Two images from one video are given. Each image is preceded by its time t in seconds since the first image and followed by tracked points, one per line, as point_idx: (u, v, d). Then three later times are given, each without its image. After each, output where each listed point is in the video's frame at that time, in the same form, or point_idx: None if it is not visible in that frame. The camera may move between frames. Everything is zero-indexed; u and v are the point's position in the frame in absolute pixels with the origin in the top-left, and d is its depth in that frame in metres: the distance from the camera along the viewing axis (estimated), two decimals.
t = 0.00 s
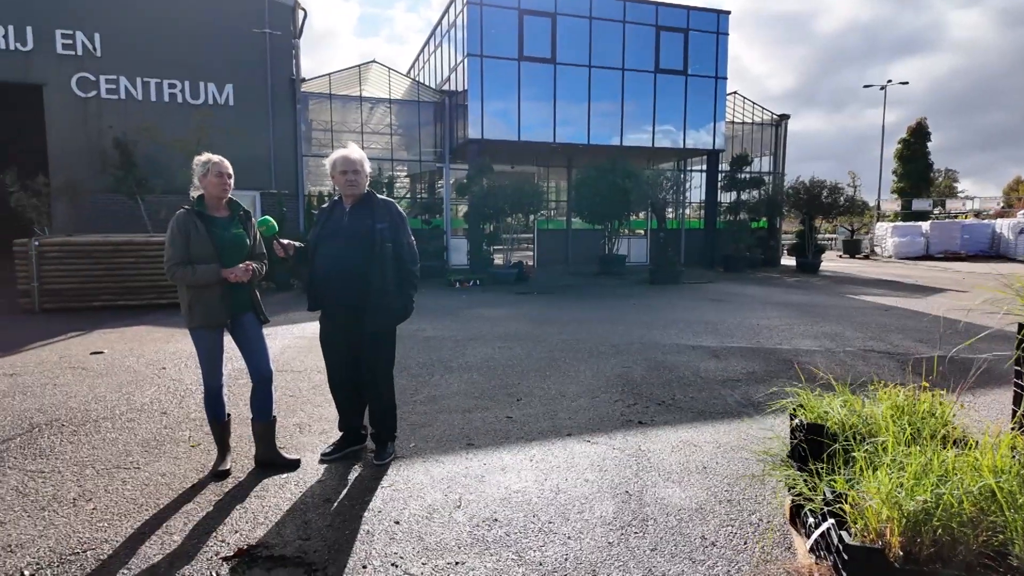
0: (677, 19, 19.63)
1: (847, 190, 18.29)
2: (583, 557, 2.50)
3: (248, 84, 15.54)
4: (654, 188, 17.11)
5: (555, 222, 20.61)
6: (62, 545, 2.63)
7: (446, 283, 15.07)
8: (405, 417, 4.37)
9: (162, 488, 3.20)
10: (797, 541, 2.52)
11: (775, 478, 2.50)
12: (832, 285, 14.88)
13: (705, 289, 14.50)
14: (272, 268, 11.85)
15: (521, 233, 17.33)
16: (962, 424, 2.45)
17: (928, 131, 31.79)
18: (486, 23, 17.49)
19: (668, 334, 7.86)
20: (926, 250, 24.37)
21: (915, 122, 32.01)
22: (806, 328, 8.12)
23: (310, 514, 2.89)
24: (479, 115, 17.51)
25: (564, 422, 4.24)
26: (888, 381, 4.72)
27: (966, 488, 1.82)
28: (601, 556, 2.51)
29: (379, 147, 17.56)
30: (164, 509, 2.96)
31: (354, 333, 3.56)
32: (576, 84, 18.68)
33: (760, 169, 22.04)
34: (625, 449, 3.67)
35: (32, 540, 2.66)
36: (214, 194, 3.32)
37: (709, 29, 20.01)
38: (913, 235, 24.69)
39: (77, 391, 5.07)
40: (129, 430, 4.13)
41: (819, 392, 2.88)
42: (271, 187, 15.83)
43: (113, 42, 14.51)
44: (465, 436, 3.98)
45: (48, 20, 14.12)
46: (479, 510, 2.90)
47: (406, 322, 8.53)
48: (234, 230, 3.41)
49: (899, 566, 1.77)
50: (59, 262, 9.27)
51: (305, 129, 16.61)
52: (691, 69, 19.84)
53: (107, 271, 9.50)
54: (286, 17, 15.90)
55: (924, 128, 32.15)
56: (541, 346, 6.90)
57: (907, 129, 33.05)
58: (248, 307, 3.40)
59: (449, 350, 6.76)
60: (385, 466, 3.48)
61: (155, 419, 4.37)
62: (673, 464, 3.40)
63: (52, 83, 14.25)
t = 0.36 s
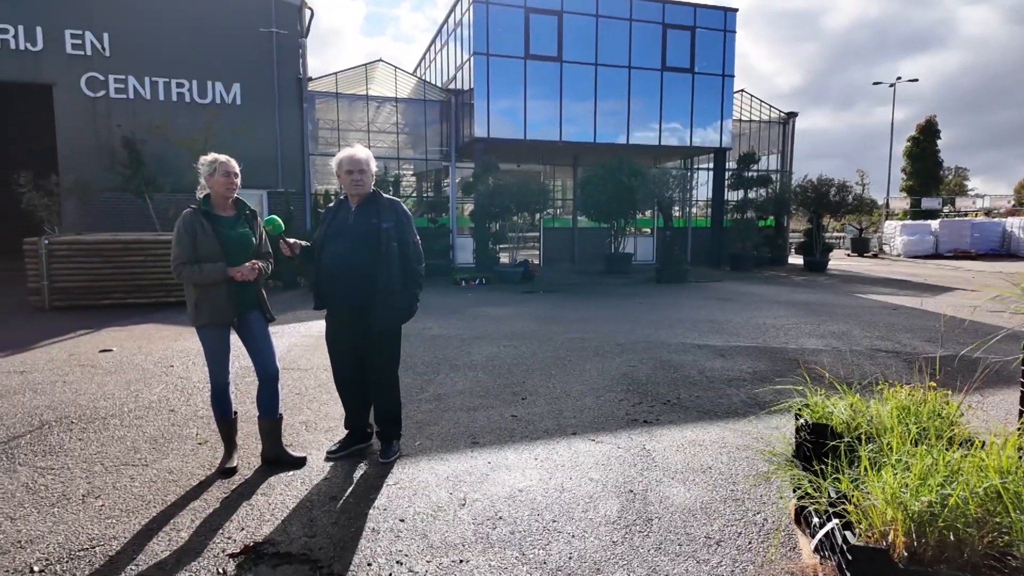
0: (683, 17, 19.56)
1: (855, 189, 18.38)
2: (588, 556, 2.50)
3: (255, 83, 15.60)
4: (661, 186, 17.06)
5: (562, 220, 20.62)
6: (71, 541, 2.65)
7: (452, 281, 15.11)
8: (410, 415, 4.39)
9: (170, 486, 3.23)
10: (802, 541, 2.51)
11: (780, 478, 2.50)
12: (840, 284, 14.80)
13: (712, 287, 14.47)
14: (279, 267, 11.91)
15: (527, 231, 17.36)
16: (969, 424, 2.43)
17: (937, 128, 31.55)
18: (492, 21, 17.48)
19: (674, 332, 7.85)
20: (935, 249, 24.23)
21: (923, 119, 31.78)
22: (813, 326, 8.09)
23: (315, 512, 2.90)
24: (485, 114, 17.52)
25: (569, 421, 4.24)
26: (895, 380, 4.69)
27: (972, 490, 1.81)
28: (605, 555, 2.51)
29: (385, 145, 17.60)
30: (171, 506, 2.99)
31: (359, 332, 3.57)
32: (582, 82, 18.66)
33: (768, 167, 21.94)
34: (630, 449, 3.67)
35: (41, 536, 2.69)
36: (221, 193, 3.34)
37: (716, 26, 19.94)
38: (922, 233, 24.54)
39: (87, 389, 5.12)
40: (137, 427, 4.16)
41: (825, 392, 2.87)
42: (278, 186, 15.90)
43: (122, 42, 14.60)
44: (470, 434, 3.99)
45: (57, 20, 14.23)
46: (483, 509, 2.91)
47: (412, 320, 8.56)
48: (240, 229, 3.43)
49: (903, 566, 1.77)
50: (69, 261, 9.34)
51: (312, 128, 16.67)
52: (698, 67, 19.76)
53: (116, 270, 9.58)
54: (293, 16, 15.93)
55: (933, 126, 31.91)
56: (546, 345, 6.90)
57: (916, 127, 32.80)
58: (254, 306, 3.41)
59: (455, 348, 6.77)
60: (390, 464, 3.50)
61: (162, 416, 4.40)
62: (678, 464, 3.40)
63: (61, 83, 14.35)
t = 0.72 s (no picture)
0: (688, 16, 19.53)
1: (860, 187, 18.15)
2: (590, 556, 2.51)
3: (260, 83, 15.65)
4: (666, 186, 16.99)
5: (566, 219, 20.60)
6: (79, 539, 2.68)
7: (456, 280, 15.12)
8: (414, 414, 4.41)
9: (176, 483, 3.25)
10: (804, 541, 2.51)
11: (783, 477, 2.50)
12: (846, 283, 14.75)
13: (717, 287, 14.44)
14: (284, 266, 11.96)
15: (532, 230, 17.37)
16: (972, 424, 2.43)
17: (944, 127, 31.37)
18: (496, 21, 17.48)
19: (678, 332, 7.85)
20: (941, 248, 24.11)
21: (930, 118, 31.61)
22: (818, 326, 8.06)
23: (320, 510, 2.92)
24: (489, 114, 17.53)
25: (572, 420, 4.25)
26: (899, 381, 4.68)
27: (974, 490, 1.81)
28: (608, 554, 2.52)
29: (389, 145, 17.60)
30: (178, 504, 3.01)
31: (364, 332, 3.59)
32: (587, 81, 18.63)
33: (773, 166, 21.86)
34: (633, 448, 3.67)
35: (49, 533, 2.72)
36: (225, 194, 3.36)
37: (720, 25, 19.89)
38: (928, 233, 24.40)
39: (94, 387, 5.16)
40: (144, 425, 4.19)
41: (829, 391, 2.87)
42: (282, 185, 15.94)
43: (128, 42, 14.68)
44: (473, 433, 4.00)
45: (64, 20, 14.31)
46: (487, 507, 2.93)
47: (417, 319, 8.58)
48: (245, 229, 3.45)
49: (904, 566, 1.77)
50: (76, 260, 9.40)
51: (317, 128, 16.70)
52: (703, 66, 19.71)
53: (121, 269, 9.63)
54: (298, 15, 15.96)
55: (940, 125, 31.73)
56: (550, 345, 6.90)
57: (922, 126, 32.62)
58: (259, 306, 3.44)
59: (459, 347, 6.78)
60: (394, 462, 3.51)
61: (168, 415, 4.44)
62: (681, 463, 3.40)
63: (67, 83, 14.43)
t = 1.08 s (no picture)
0: (691, 15, 19.50)
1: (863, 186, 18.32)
2: (592, 555, 2.52)
3: (263, 83, 15.67)
4: (669, 185, 16.96)
5: (568, 219, 20.61)
6: (83, 537, 2.70)
7: (458, 280, 15.15)
8: (417, 414, 4.42)
9: (180, 482, 3.27)
10: (805, 541, 2.51)
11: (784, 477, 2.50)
12: (848, 283, 14.74)
13: (719, 287, 14.44)
14: (287, 266, 12.00)
15: (534, 230, 17.44)
16: (974, 424, 2.43)
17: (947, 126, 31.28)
18: (498, 20, 17.49)
19: (680, 332, 7.85)
20: (944, 248, 24.06)
21: (933, 117, 31.55)
22: (820, 326, 8.05)
23: (323, 509, 2.94)
24: (492, 113, 17.54)
25: (574, 420, 4.26)
26: (902, 381, 4.67)
27: (975, 490, 1.81)
28: (609, 553, 2.53)
29: (392, 144, 17.62)
30: (181, 502, 3.03)
31: (366, 332, 3.61)
32: (589, 81, 18.63)
33: (775, 166, 21.85)
34: (635, 448, 3.68)
35: (55, 531, 2.74)
36: (229, 194, 3.37)
37: (723, 24, 19.86)
38: (931, 232, 24.35)
39: (97, 386, 5.18)
40: (148, 424, 4.21)
41: (830, 391, 2.87)
42: (285, 185, 15.98)
43: (132, 42, 14.72)
44: (475, 433, 4.01)
45: (67, 20, 14.35)
46: (489, 506, 2.94)
47: (419, 319, 8.59)
48: (247, 229, 3.47)
49: (904, 565, 1.77)
50: (80, 259, 9.44)
51: (319, 127, 16.72)
52: (705, 65, 19.69)
53: (125, 268, 9.67)
54: (300, 15, 15.98)
55: (943, 124, 31.66)
56: (552, 344, 6.92)
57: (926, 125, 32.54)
58: (261, 305, 3.45)
59: (461, 347, 6.79)
60: (396, 462, 3.52)
61: (172, 414, 4.45)
62: (683, 462, 3.41)
63: (71, 83, 14.48)
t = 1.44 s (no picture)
0: (692, 15, 19.49)
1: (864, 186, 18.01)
2: (594, 555, 2.52)
3: (265, 83, 15.70)
4: (671, 185, 16.93)
5: (569, 219, 20.62)
6: (85, 537, 2.70)
7: (460, 280, 15.15)
8: (418, 414, 4.42)
9: (182, 482, 3.28)
10: (806, 541, 2.51)
11: (785, 477, 2.50)
12: (850, 282, 14.72)
13: (720, 286, 14.42)
14: (289, 265, 12.02)
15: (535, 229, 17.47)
16: (976, 424, 2.42)
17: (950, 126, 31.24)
18: (500, 20, 17.48)
19: (682, 332, 7.84)
20: (947, 248, 24.03)
21: (936, 116, 31.51)
22: (822, 326, 8.03)
23: (324, 509, 2.94)
24: (493, 112, 17.51)
25: (575, 420, 4.26)
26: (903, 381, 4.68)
27: (978, 490, 1.79)
28: (612, 555, 2.52)
29: (394, 144, 17.61)
30: (183, 502, 3.03)
31: (368, 332, 3.61)
32: (590, 81, 18.62)
33: (777, 165, 21.84)
34: (637, 448, 3.68)
35: (57, 531, 2.74)
36: (231, 194, 3.38)
37: (725, 24, 19.85)
38: (933, 232, 24.31)
39: (99, 386, 5.19)
40: (149, 424, 4.22)
41: (831, 391, 2.86)
42: (286, 184, 15.99)
43: (134, 42, 14.75)
44: (477, 433, 4.01)
45: (70, 20, 14.38)
46: (491, 507, 2.94)
47: (421, 319, 8.59)
48: (250, 229, 3.47)
49: (906, 567, 1.75)
50: (82, 259, 9.45)
51: (321, 127, 16.73)
52: (707, 65, 19.69)
53: (127, 268, 9.68)
54: (302, 15, 16.00)
55: (945, 124, 31.64)
56: (553, 344, 6.91)
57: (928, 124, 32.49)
58: (263, 305, 3.45)
59: (462, 347, 6.79)
60: (397, 461, 3.53)
61: (174, 414, 4.46)
62: (684, 463, 3.41)
63: (73, 83, 14.50)
